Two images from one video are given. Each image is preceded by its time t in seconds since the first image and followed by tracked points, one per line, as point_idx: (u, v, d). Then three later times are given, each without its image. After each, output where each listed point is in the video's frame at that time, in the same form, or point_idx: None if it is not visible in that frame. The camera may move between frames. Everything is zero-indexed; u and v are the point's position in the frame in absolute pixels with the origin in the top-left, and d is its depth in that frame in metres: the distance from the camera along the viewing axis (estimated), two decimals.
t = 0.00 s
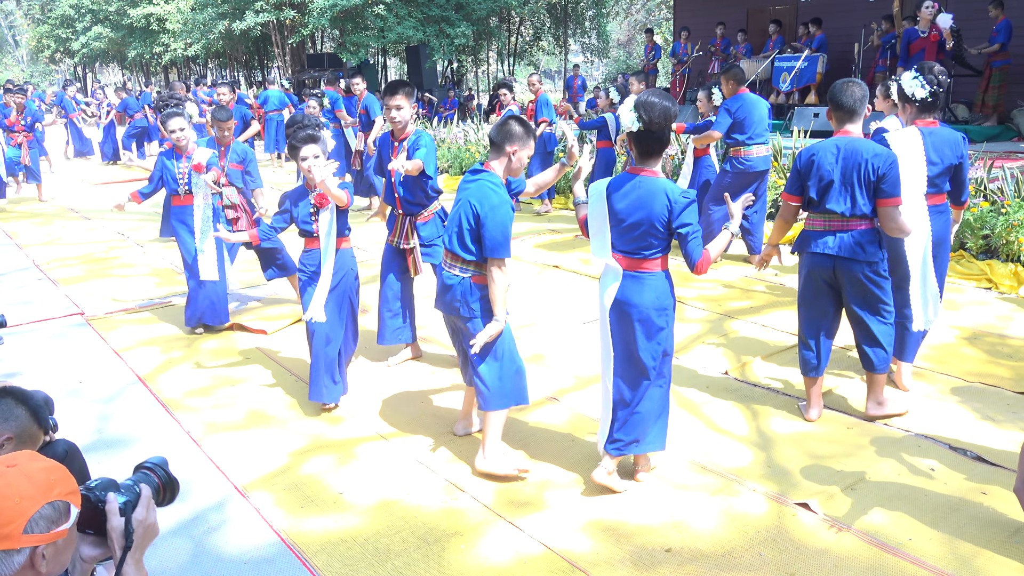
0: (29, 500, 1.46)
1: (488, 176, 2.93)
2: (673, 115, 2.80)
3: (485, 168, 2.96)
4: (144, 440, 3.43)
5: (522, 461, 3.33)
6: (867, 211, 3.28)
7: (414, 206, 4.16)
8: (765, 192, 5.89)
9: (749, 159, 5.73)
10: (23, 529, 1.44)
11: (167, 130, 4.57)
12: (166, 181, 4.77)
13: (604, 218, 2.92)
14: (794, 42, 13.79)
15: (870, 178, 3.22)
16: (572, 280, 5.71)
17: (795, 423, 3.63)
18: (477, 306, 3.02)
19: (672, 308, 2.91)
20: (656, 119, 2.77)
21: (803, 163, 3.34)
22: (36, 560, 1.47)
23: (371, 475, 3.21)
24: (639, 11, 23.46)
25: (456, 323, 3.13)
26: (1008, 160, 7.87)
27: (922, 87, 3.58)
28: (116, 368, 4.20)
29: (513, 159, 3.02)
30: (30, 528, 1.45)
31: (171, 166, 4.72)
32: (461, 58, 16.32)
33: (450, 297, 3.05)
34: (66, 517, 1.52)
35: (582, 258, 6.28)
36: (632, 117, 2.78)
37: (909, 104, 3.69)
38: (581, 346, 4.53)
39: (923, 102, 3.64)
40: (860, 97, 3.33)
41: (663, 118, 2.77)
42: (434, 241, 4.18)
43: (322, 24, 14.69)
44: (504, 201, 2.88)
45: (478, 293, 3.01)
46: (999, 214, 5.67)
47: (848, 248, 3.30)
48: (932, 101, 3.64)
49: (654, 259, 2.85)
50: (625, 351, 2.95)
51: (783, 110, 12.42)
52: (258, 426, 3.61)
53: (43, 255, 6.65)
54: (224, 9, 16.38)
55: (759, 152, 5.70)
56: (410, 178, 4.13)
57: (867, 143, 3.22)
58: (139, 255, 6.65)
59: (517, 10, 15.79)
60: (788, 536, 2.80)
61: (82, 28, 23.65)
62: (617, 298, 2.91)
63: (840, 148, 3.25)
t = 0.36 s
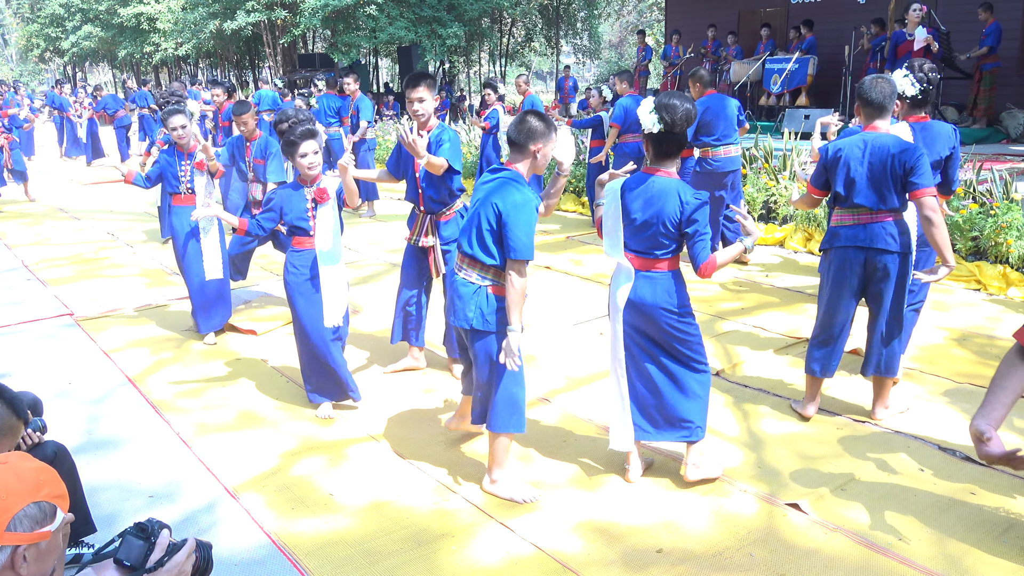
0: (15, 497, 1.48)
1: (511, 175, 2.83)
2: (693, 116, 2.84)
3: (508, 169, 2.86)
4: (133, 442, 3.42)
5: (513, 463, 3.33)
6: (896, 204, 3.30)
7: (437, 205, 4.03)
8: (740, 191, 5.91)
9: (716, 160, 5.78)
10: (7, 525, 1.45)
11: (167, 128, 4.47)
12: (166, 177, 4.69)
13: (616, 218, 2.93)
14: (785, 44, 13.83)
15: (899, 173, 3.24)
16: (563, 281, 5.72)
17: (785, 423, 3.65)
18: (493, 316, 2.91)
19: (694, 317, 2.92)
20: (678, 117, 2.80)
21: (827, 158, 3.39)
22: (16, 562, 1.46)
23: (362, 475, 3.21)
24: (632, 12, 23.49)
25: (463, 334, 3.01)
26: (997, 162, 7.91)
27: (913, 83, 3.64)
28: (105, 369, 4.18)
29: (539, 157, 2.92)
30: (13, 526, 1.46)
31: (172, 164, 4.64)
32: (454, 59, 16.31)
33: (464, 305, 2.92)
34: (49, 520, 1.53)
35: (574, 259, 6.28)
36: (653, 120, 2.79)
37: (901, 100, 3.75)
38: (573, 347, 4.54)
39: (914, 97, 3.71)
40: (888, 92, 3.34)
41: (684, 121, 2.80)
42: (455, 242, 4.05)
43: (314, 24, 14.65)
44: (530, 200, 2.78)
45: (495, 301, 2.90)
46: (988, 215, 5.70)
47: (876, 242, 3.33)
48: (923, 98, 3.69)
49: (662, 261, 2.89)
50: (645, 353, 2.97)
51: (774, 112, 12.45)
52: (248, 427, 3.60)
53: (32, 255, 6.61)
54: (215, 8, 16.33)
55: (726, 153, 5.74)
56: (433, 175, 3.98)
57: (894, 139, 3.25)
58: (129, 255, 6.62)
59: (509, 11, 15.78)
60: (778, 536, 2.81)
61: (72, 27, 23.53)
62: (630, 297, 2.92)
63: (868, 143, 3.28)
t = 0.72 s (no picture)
0: (14, 497, 1.60)
1: (524, 180, 2.85)
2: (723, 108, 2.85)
3: (522, 176, 2.86)
4: (127, 446, 3.41)
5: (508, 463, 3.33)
6: (918, 208, 3.38)
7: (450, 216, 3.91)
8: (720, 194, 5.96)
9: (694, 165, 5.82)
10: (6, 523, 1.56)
11: (169, 136, 4.41)
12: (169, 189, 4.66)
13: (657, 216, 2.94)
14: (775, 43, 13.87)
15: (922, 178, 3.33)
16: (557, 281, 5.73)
17: (780, 421, 3.66)
18: (509, 326, 2.86)
19: (732, 318, 2.94)
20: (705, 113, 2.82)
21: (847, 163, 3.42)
22: (13, 562, 1.56)
23: (356, 478, 3.21)
24: (623, 12, 23.51)
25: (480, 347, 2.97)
26: (988, 159, 7.95)
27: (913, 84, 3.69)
28: (98, 374, 4.16)
29: (546, 159, 2.91)
30: (12, 524, 1.58)
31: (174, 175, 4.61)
32: (445, 60, 16.31)
33: (480, 316, 2.87)
34: (47, 522, 1.64)
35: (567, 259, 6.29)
36: (683, 113, 2.84)
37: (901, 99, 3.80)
38: (568, 347, 4.54)
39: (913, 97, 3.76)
40: (904, 94, 3.36)
41: (714, 112, 2.81)
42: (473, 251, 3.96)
43: (305, 26, 14.63)
44: (548, 202, 2.79)
45: (513, 310, 2.86)
46: (979, 212, 5.73)
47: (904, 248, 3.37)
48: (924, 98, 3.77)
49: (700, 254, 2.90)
50: (688, 358, 2.97)
51: (765, 110, 12.47)
52: (242, 430, 3.59)
53: (24, 260, 6.59)
54: (205, 11, 16.29)
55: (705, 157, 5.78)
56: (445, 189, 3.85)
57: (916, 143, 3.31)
58: (121, 259, 6.60)
59: (500, 12, 15.79)
60: (773, 533, 2.82)
61: (62, 31, 23.45)
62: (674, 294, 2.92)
63: (889, 147, 3.33)
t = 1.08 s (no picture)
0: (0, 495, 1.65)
1: (534, 164, 2.93)
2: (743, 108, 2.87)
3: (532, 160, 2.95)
4: (116, 446, 3.40)
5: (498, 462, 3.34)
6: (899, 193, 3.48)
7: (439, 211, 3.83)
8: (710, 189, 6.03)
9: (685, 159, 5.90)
10: None
11: (175, 131, 4.37)
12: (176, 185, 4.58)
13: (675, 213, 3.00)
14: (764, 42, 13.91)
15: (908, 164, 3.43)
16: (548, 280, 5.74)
17: (769, 419, 3.67)
18: (518, 299, 2.99)
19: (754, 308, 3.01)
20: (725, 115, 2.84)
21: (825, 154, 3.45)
22: None
23: (346, 477, 3.21)
24: (614, 11, 23.56)
25: (491, 318, 3.10)
26: (977, 157, 8.00)
27: (921, 77, 3.77)
28: (87, 374, 4.15)
29: (559, 151, 2.95)
30: None
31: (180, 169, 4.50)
32: (436, 59, 16.30)
33: (491, 289, 3.02)
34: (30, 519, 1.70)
35: (558, 257, 6.31)
36: (704, 111, 2.86)
37: (903, 90, 3.89)
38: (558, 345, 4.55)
39: (917, 89, 3.85)
40: (889, 85, 3.38)
41: (734, 112, 2.84)
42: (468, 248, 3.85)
43: (295, 24, 14.60)
44: (556, 181, 2.87)
45: (519, 284, 2.99)
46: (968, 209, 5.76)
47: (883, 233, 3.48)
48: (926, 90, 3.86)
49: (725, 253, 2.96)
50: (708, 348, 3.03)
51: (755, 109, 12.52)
52: (232, 430, 3.58)
53: (12, 260, 6.56)
54: (195, 9, 16.24)
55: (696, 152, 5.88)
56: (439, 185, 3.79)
57: (901, 132, 3.38)
58: (110, 258, 6.58)
59: (491, 10, 15.79)
60: (762, 531, 2.83)
61: (52, 29, 23.35)
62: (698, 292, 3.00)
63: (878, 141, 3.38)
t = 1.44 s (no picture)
0: None
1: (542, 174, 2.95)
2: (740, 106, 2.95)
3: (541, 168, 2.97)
4: (100, 450, 3.39)
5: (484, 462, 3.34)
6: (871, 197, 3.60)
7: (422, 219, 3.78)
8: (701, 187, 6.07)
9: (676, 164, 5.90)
10: None
11: (169, 145, 4.29)
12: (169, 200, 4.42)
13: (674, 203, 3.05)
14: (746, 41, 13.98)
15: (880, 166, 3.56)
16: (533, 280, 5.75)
17: (754, 417, 3.70)
18: (519, 304, 3.02)
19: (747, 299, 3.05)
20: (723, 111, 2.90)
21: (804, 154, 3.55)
22: None
23: (333, 478, 3.21)
24: (599, 11, 23.59)
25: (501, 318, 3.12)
26: (957, 155, 8.07)
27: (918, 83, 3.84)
28: (70, 378, 4.13)
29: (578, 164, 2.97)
30: None
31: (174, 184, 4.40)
32: (421, 59, 16.26)
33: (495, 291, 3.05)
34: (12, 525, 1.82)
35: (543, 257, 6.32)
36: (704, 108, 2.91)
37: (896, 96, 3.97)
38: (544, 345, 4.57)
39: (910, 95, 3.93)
40: (862, 93, 3.45)
41: (732, 110, 2.91)
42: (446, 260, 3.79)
43: (279, 25, 14.54)
44: (560, 195, 2.88)
45: (523, 288, 3.02)
46: (949, 207, 5.82)
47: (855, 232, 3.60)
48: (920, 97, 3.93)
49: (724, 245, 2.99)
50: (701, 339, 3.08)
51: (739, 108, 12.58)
52: (218, 433, 3.57)
53: None
54: (177, 10, 16.13)
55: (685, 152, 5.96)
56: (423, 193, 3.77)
57: (872, 137, 3.51)
58: (93, 261, 6.54)
59: (475, 10, 15.77)
60: (746, 528, 2.85)
61: (32, 30, 23.12)
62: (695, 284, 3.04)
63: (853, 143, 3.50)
